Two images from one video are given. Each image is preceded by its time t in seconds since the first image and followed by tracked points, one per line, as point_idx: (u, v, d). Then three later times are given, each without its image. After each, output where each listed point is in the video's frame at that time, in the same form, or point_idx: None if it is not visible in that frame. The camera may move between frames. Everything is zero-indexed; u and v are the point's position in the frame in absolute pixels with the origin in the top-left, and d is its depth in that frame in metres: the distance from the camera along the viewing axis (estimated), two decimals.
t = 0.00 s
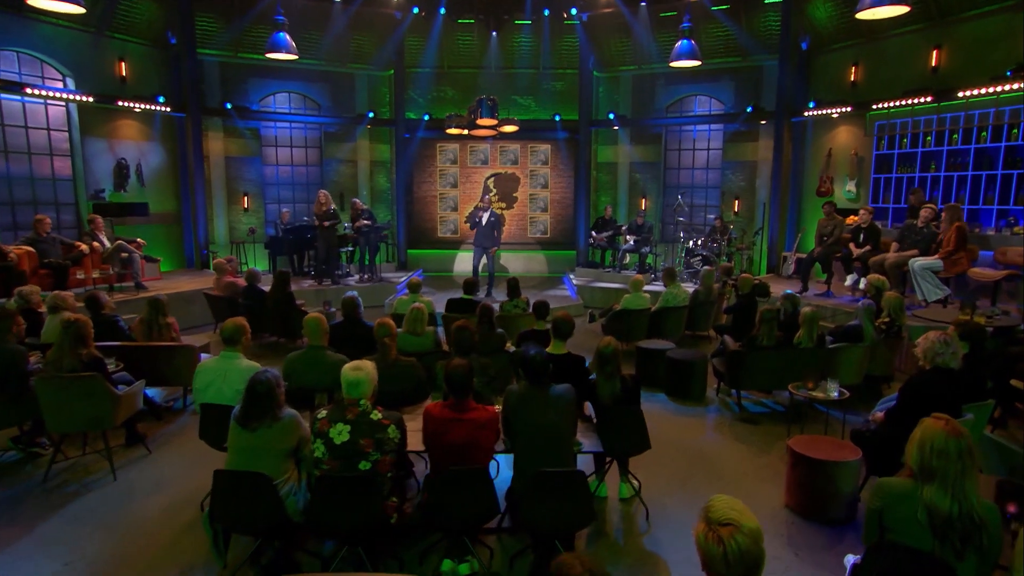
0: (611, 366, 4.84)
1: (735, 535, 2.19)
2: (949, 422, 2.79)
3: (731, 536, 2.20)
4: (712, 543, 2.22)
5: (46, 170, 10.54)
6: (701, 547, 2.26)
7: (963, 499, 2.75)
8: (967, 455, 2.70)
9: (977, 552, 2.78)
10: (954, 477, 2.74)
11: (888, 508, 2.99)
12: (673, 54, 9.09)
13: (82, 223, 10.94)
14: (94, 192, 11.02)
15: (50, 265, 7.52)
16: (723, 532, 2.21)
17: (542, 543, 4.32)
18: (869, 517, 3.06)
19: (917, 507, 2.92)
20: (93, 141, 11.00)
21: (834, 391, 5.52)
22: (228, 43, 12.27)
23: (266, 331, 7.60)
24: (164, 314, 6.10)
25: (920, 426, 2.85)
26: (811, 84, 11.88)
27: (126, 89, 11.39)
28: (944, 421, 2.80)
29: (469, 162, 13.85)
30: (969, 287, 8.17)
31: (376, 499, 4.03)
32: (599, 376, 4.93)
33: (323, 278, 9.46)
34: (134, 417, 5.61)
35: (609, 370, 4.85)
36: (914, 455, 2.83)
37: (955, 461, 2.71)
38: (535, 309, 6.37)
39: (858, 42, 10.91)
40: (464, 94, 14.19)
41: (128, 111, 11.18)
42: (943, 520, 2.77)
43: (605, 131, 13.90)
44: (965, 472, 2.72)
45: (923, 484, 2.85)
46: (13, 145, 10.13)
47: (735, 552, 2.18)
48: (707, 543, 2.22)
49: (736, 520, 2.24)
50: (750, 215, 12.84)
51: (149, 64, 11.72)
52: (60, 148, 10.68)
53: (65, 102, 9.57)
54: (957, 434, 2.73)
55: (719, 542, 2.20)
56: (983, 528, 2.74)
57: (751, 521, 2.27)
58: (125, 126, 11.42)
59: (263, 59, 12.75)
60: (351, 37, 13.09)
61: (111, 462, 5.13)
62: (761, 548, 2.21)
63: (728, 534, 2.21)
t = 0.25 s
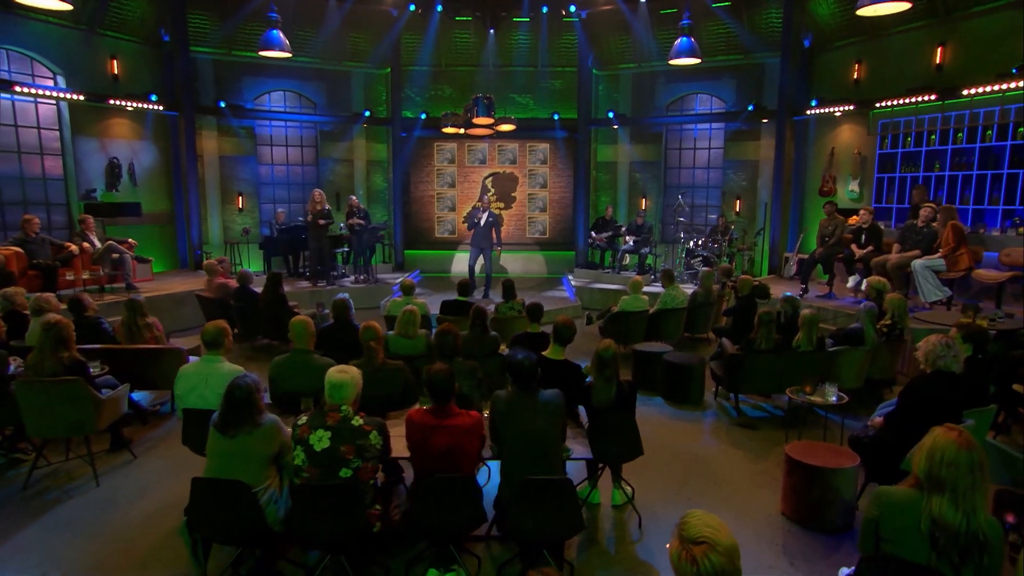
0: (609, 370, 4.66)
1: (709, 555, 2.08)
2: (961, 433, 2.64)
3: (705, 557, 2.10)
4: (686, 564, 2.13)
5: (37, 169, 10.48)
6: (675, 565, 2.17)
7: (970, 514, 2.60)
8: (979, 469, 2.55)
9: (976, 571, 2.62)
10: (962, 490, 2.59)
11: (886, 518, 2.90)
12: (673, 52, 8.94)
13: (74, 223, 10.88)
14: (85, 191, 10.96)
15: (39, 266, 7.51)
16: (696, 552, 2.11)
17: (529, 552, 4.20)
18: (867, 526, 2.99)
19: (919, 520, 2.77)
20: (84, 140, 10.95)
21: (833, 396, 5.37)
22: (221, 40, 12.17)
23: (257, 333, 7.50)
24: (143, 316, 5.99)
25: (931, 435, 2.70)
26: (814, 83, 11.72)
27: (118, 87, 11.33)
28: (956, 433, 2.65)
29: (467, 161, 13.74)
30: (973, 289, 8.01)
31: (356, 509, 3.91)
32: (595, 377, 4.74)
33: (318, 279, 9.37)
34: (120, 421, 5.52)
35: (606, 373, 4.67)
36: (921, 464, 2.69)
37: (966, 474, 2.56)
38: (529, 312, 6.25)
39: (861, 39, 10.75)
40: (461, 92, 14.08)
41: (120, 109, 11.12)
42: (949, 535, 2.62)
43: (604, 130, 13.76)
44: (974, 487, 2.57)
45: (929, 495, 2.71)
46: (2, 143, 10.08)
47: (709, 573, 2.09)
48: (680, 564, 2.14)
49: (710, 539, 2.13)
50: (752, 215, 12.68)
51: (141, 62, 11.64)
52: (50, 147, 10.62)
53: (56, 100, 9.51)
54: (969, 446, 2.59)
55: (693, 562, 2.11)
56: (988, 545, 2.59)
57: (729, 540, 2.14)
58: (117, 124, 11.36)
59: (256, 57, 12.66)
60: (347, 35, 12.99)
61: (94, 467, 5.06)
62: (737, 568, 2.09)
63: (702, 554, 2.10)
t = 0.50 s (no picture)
0: (608, 376, 4.58)
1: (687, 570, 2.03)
2: (959, 441, 2.56)
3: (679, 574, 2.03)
4: None
5: (29, 168, 10.42)
6: None
7: (965, 524, 2.51)
8: (975, 480, 2.47)
9: None
10: (959, 500, 2.50)
11: (878, 530, 2.87)
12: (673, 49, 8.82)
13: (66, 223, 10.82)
14: (78, 191, 10.91)
15: (30, 266, 7.50)
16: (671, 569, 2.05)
17: (518, 561, 4.09)
18: (858, 537, 2.94)
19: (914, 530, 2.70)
20: (77, 139, 10.90)
21: (832, 400, 5.20)
22: (215, 37, 12.10)
23: (251, 334, 7.41)
24: (132, 317, 5.90)
25: (927, 443, 2.62)
26: (818, 81, 11.58)
27: (111, 86, 11.28)
28: (954, 442, 2.56)
29: (465, 161, 13.64)
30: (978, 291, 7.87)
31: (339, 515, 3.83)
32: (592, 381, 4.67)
33: (313, 280, 9.29)
34: (106, 425, 5.44)
35: (606, 378, 4.57)
36: (915, 471, 2.61)
37: (962, 484, 2.48)
38: (524, 314, 6.13)
39: (866, 36, 10.60)
40: (459, 90, 13.98)
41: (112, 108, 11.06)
42: (943, 547, 2.53)
43: (605, 129, 13.62)
44: (970, 497, 2.48)
45: (924, 504, 2.62)
46: None
47: None
48: None
49: (687, 554, 2.06)
50: (754, 215, 12.54)
51: (134, 60, 11.58)
52: (42, 146, 10.57)
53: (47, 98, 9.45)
54: (966, 456, 2.50)
55: None
56: (984, 559, 2.49)
57: (707, 554, 2.07)
58: (109, 123, 11.30)
59: (251, 56, 12.59)
60: (344, 32, 12.91)
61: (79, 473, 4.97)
62: None
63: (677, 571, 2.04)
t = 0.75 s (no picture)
0: (606, 380, 4.32)
1: None
2: (937, 446, 2.58)
3: None
4: None
5: (21, 168, 10.38)
6: None
7: (951, 530, 2.53)
8: (956, 483, 2.50)
9: None
10: (941, 507, 2.53)
11: (867, 542, 2.80)
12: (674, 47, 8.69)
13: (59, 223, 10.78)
14: (71, 191, 10.87)
15: (22, 267, 7.49)
16: None
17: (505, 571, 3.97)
18: (847, 550, 2.87)
19: (901, 539, 2.69)
20: (70, 139, 10.86)
21: (832, 406, 5.08)
22: (211, 34, 12.04)
23: (244, 336, 7.33)
24: (129, 322, 5.82)
25: (906, 450, 2.64)
26: (822, 79, 11.42)
27: (105, 84, 11.24)
28: (930, 446, 2.60)
29: (465, 161, 13.53)
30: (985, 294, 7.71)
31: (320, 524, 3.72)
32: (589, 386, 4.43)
33: (310, 281, 9.21)
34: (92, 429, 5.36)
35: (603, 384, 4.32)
36: (898, 480, 2.63)
37: (944, 489, 2.51)
38: (520, 316, 6.01)
39: (871, 33, 10.44)
40: (458, 88, 13.88)
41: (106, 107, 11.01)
42: (932, 556, 2.55)
43: (606, 128, 13.48)
44: (953, 503, 2.51)
45: (909, 513, 2.64)
46: None
47: None
48: None
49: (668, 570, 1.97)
50: (757, 216, 12.38)
51: (127, 56, 11.52)
52: (35, 146, 10.54)
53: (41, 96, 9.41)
54: (945, 461, 2.52)
55: None
56: (974, 566, 2.50)
57: (687, 565, 2.00)
58: (104, 122, 11.27)
59: (246, 54, 12.53)
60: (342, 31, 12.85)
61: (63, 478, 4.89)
62: None
63: None
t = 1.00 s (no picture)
0: (605, 384, 4.12)
1: None
2: (907, 452, 2.53)
3: None
4: None
5: (15, 167, 10.34)
6: None
7: (932, 540, 2.43)
8: (929, 489, 2.42)
9: None
10: (916, 516, 2.44)
11: (854, 555, 2.70)
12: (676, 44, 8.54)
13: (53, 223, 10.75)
14: (65, 191, 10.83)
15: (14, 269, 7.47)
16: None
17: None
18: (836, 564, 2.76)
19: (885, 551, 2.58)
20: (64, 138, 10.83)
21: (833, 410, 4.92)
22: (205, 32, 11.99)
23: (239, 338, 7.24)
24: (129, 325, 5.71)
25: (878, 459, 2.58)
26: (829, 76, 11.16)
27: (99, 83, 11.20)
28: (903, 452, 2.54)
29: (465, 160, 13.42)
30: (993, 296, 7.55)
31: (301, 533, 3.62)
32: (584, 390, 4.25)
33: (308, 282, 9.13)
34: (80, 434, 5.29)
35: (603, 389, 4.13)
36: (873, 490, 2.56)
37: (916, 496, 2.43)
38: (516, 318, 5.89)
39: (877, 30, 10.26)
40: (457, 87, 13.77)
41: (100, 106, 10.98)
42: (913, 569, 2.44)
43: (608, 126, 13.33)
44: (928, 511, 2.42)
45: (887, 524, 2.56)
46: None
47: None
48: None
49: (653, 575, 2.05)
50: (761, 216, 12.22)
51: (123, 54, 11.47)
52: (29, 145, 10.50)
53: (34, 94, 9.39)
54: (915, 466, 2.47)
55: None
56: None
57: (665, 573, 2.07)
58: (99, 121, 11.23)
59: (243, 52, 12.47)
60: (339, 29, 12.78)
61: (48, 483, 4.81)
62: None
63: None
